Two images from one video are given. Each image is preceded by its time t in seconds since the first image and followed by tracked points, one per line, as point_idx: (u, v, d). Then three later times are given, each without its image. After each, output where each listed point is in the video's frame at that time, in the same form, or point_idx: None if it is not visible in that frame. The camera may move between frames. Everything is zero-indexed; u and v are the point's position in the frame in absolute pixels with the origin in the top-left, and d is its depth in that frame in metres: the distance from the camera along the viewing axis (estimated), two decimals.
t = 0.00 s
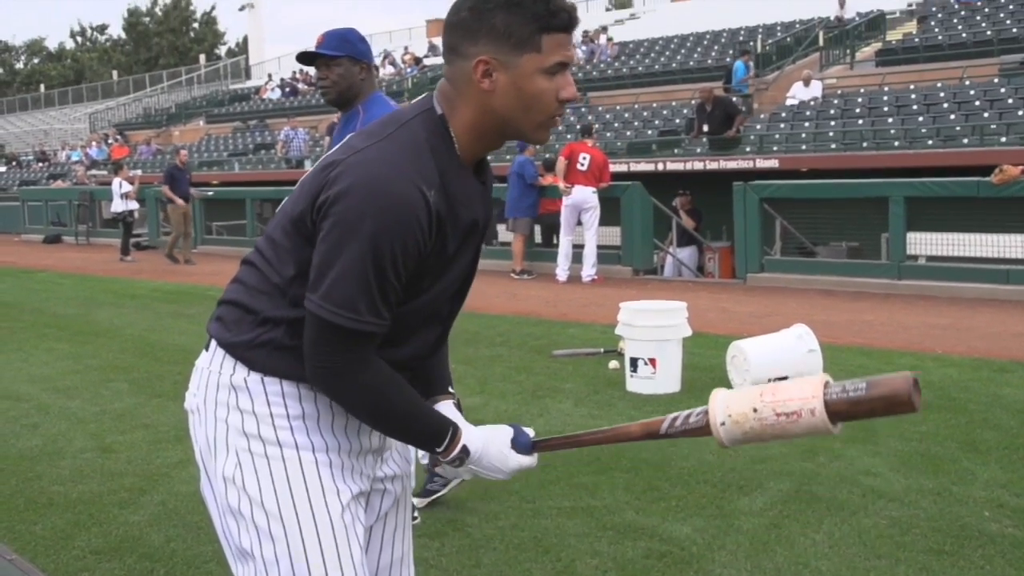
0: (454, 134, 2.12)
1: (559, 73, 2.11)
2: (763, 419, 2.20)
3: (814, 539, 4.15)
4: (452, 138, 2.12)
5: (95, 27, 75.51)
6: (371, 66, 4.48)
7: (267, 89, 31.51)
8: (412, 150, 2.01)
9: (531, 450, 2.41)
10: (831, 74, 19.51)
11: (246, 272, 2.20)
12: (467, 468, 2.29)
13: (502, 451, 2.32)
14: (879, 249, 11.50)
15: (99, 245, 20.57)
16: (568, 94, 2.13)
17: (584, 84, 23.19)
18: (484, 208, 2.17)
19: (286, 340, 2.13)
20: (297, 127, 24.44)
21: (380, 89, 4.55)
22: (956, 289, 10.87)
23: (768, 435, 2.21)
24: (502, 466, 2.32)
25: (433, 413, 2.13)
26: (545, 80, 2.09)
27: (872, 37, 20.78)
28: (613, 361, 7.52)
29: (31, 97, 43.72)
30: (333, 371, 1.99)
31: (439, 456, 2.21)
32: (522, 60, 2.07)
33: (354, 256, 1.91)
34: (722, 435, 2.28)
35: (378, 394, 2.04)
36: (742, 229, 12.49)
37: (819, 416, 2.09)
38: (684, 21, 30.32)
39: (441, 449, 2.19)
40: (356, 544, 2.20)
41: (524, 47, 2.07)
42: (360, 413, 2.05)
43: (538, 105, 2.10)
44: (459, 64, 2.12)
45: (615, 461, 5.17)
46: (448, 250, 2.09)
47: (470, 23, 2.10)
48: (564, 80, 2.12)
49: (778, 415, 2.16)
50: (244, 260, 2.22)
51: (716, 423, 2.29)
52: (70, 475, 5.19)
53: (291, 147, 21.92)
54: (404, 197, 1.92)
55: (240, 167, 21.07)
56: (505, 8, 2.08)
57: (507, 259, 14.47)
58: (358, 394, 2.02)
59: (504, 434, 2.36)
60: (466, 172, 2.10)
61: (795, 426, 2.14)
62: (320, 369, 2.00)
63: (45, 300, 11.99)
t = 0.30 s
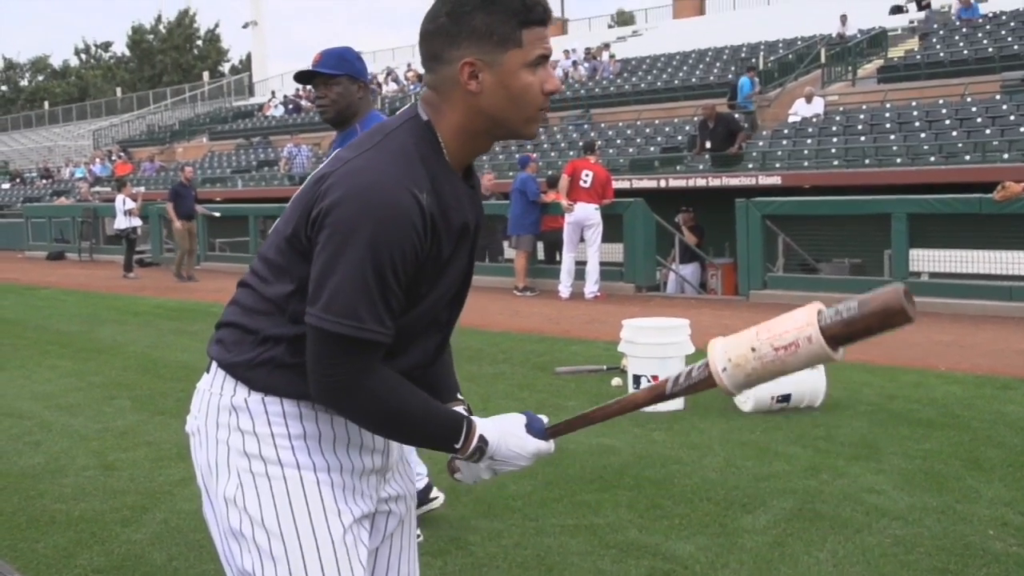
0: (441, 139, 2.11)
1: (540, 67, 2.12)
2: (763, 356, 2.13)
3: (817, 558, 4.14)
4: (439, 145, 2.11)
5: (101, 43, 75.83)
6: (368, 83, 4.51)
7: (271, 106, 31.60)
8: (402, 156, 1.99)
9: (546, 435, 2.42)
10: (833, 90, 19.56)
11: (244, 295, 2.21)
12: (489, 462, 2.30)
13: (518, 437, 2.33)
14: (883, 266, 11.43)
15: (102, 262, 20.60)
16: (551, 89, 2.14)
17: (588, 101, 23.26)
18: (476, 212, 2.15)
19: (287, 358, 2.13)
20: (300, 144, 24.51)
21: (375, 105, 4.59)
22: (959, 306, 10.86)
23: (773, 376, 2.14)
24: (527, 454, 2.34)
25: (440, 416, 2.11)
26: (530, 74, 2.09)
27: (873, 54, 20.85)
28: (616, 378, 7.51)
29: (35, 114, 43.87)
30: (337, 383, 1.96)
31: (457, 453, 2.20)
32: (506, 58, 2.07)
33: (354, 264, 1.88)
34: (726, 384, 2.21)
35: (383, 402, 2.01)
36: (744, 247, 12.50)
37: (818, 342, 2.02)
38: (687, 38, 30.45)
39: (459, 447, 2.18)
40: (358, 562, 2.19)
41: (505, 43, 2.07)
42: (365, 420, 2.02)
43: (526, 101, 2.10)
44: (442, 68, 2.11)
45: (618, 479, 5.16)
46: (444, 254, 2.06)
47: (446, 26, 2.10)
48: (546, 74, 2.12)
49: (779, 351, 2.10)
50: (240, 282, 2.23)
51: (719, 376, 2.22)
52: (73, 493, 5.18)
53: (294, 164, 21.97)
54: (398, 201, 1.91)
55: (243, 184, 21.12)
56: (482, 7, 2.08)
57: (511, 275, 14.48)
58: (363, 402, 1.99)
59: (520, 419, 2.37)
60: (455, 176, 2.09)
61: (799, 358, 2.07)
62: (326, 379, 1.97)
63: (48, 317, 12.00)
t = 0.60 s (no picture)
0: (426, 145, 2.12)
1: (519, 65, 2.13)
2: (753, 262, 2.05)
3: None
4: (425, 150, 2.11)
5: (106, 60, 76.19)
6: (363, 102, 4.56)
7: (274, 122, 31.68)
8: (391, 165, 1.99)
9: (558, 399, 2.43)
10: (835, 108, 19.61)
11: (240, 318, 2.21)
12: (506, 441, 2.32)
13: (529, 409, 2.34)
14: (885, 283, 11.47)
15: (106, 278, 20.63)
16: (531, 85, 2.15)
17: (591, 118, 23.33)
18: (462, 215, 2.15)
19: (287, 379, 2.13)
20: (303, 160, 24.57)
21: (369, 123, 4.63)
22: (961, 323, 10.84)
23: (764, 286, 2.06)
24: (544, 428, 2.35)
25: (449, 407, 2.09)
26: (509, 72, 2.11)
27: (875, 72, 20.90)
28: (619, 395, 7.51)
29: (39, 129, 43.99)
30: (342, 393, 1.93)
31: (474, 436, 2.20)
32: (487, 57, 2.08)
33: (352, 272, 1.87)
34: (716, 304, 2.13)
35: (390, 404, 1.98)
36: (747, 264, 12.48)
37: (804, 237, 1.96)
38: (689, 55, 30.58)
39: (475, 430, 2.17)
40: None
41: (484, 42, 2.08)
42: (373, 426, 1.99)
43: (508, 99, 2.11)
44: (422, 73, 2.11)
45: (621, 497, 5.15)
46: (435, 259, 2.06)
47: (422, 29, 2.10)
48: (525, 71, 2.14)
49: (767, 255, 2.02)
50: (235, 306, 2.23)
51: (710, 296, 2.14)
52: (75, 510, 5.18)
53: (297, 180, 22.02)
54: (390, 206, 1.90)
55: (246, 200, 21.17)
56: (456, 9, 2.09)
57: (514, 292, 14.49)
58: (371, 407, 1.96)
59: (529, 393, 2.38)
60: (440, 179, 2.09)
61: (787, 259, 2.00)
62: (332, 390, 1.93)
63: (51, 332, 12.00)
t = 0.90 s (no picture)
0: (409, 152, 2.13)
1: (499, 65, 2.14)
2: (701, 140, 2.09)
3: None
4: (408, 155, 2.12)
5: (110, 75, 76.49)
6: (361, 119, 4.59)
7: (278, 137, 31.75)
8: (375, 168, 1.99)
9: (564, 352, 2.35)
10: (838, 122, 19.64)
11: (236, 338, 2.22)
12: (524, 408, 2.25)
13: (535, 369, 2.26)
14: (890, 298, 11.48)
15: (109, 292, 20.64)
16: (510, 85, 2.16)
17: (594, 133, 23.35)
18: (447, 219, 2.16)
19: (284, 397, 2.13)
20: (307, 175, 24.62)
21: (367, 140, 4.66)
22: (964, 338, 10.82)
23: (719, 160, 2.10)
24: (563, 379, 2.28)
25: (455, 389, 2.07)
26: (489, 74, 2.11)
27: (878, 87, 20.92)
28: (622, 410, 7.50)
29: (43, 144, 44.12)
30: (341, 392, 1.91)
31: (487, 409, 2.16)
32: (465, 56, 2.08)
33: (340, 275, 1.87)
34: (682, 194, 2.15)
35: (393, 397, 1.96)
36: (750, 278, 12.48)
37: (742, 95, 2.00)
38: (692, 70, 30.65)
39: (485, 402, 2.14)
40: None
41: (462, 43, 2.08)
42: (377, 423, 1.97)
43: (489, 99, 2.12)
44: (403, 76, 2.11)
45: (625, 512, 5.14)
46: (423, 261, 2.06)
47: (399, 34, 2.11)
48: (504, 71, 2.15)
49: (713, 126, 2.06)
50: (230, 328, 2.24)
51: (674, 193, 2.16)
52: (78, 525, 5.17)
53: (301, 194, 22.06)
54: (373, 208, 1.91)
55: (250, 215, 21.20)
56: (433, 11, 2.09)
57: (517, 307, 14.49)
58: (373, 402, 1.94)
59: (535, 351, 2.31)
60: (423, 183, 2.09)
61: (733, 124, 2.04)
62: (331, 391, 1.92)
63: (54, 347, 12.01)
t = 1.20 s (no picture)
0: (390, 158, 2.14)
1: (480, 69, 2.14)
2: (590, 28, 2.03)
3: None
4: (389, 161, 2.13)
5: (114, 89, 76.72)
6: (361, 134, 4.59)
7: (281, 150, 31.79)
8: (351, 170, 2.00)
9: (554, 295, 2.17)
10: (842, 135, 19.66)
11: (228, 354, 2.22)
12: (532, 360, 2.07)
13: (529, 318, 2.07)
14: (894, 310, 11.48)
15: (113, 305, 20.66)
16: (492, 88, 2.15)
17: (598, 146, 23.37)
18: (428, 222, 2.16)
19: (276, 408, 2.12)
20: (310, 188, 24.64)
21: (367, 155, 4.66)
22: (968, 351, 10.80)
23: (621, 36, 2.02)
24: (559, 325, 2.07)
25: (461, 364, 1.97)
26: (471, 77, 2.11)
27: (881, 99, 20.94)
28: (626, 424, 7.49)
29: (47, 157, 44.21)
30: (334, 389, 1.88)
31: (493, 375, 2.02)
32: (447, 59, 2.08)
33: (316, 269, 1.87)
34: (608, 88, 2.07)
35: (392, 383, 1.90)
36: (754, 290, 12.49)
37: None
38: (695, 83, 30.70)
39: (487, 367, 2.00)
40: None
41: (442, 46, 2.08)
42: (379, 414, 1.92)
43: (471, 101, 2.12)
44: (384, 78, 2.11)
45: (629, 526, 5.13)
46: (403, 262, 2.06)
47: (379, 38, 2.11)
48: (485, 73, 2.14)
49: (600, 8, 2.00)
50: (223, 343, 2.24)
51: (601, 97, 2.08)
52: (81, 539, 5.16)
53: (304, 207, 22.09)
54: (350, 206, 1.91)
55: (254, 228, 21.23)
56: (413, 14, 2.09)
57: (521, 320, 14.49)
58: (370, 391, 1.89)
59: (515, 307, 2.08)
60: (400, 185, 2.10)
61: None
62: (326, 385, 1.88)
63: (57, 360, 12.02)
